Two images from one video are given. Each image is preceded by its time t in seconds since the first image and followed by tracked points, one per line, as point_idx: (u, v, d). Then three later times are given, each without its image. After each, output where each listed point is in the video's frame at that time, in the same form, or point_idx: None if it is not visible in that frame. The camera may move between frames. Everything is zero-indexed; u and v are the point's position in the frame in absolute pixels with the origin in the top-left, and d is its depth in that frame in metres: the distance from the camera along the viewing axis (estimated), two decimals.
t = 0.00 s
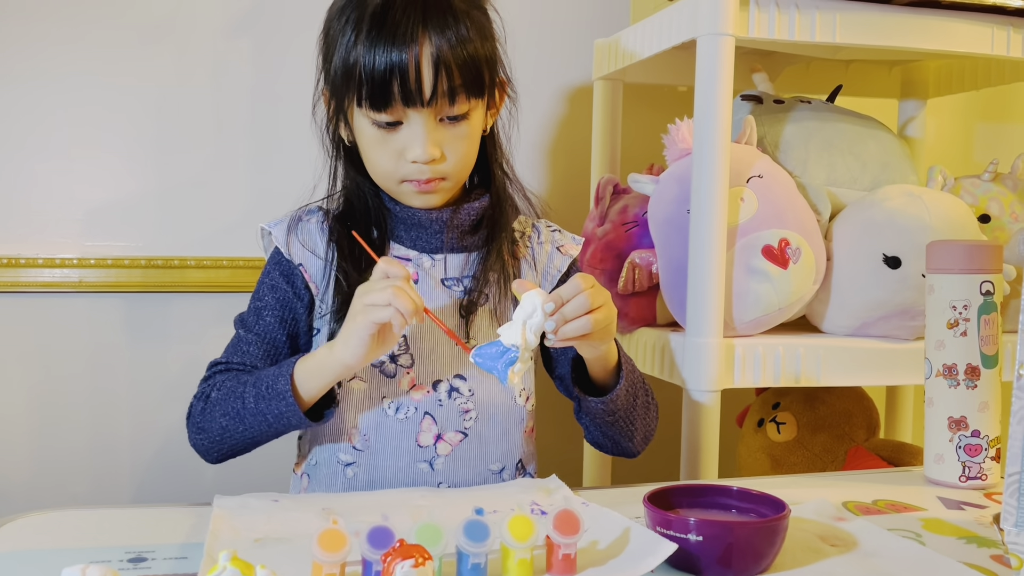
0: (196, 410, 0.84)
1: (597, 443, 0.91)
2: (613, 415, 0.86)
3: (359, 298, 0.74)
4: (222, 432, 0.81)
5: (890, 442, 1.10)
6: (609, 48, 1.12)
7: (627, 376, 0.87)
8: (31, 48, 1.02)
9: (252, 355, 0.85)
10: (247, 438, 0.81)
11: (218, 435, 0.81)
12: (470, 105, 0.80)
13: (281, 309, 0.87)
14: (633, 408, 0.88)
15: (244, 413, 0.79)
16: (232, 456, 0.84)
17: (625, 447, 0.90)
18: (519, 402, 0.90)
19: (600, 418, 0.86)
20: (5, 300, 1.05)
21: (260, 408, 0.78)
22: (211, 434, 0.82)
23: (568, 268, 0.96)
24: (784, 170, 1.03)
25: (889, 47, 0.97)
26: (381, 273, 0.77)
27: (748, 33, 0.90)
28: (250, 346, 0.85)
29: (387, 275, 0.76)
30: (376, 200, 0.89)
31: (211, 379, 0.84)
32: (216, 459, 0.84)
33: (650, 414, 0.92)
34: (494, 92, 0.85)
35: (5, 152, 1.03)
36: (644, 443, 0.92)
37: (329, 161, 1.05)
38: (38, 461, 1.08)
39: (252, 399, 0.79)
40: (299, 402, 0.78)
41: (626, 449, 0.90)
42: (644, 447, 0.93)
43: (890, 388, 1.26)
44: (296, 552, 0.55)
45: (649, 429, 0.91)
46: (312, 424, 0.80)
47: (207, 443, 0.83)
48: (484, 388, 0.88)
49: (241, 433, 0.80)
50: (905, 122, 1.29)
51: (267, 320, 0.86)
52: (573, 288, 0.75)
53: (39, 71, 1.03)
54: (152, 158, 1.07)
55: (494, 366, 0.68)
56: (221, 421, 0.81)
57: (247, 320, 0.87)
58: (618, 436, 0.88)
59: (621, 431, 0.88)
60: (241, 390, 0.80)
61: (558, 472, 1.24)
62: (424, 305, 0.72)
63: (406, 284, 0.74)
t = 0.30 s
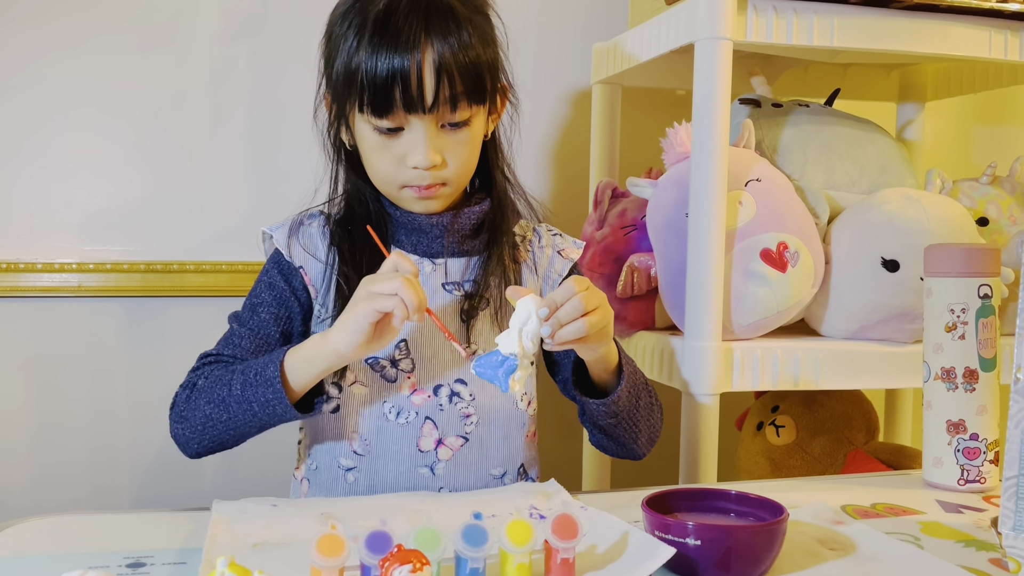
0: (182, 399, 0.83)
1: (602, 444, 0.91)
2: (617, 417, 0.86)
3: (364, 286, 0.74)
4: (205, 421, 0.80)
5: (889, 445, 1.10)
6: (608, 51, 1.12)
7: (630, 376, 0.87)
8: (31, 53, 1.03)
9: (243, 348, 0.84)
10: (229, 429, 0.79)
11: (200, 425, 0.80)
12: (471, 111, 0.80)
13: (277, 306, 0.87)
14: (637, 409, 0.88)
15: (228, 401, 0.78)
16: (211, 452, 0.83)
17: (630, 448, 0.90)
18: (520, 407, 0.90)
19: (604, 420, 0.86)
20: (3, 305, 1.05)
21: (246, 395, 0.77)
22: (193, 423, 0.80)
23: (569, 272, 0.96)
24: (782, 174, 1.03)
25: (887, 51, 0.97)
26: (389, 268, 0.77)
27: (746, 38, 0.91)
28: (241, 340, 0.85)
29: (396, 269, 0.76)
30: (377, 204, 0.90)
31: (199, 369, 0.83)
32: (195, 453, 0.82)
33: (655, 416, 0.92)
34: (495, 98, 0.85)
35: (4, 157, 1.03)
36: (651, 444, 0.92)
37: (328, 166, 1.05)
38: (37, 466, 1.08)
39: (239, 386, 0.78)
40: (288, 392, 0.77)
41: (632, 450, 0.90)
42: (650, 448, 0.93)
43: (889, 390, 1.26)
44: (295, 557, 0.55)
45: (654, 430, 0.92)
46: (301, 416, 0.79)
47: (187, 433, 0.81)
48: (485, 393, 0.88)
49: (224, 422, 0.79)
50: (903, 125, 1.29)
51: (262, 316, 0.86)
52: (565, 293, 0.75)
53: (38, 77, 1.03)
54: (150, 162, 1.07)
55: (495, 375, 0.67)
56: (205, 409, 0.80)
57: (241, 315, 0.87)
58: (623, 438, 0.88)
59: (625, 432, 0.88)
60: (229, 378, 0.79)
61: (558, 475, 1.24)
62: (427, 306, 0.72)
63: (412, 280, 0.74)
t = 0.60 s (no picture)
0: (179, 400, 0.83)
1: (606, 451, 0.91)
2: (620, 423, 0.86)
3: (366, 288, 0.74)
4: (201, 422, 0.80)
5: (888, 449, 1.10)
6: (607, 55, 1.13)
7: (633, 382, 0.87)
8: (31, 57, 1.03)
9: (241, 350, 0.84)
10: (225, 431, 0.79)
11: (197, 425, 0.80)
12: (474, 117, 0.80)
13: (276, 308, 0.87)
14: (641, 414, 0.88)
15: (225, 401, 0.78)
16: (207, 454, 0.82)
17: (633, 453, 0.90)
18: (522, 413, 0.90)
19: (608, 426, 0.86)
20: (3, 309, 1.05)
21: (242, 396, 0.77)
22: (189, 424, 0.81)
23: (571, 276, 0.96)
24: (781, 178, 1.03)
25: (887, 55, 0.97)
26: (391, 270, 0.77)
27: (745, 42, 0.91)
28: (239, 342, 0.84)
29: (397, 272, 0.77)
30: (378, 209, 0.90)
31: (197, 370, 0.83)
32: (191, 454, 0.82)
33: (658, 421, 0.92)
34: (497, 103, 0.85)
35: (4, 162, 1.03)
36: (655, 449, 0.92)
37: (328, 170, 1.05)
38: (36, 470, 1.08)
39: (236, 386, 0.78)
40: (286, 393, 0.78)
41: (636, 455, 0.90)
42: (654, 453, 0.93)
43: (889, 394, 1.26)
44: (295, 563, 0.55)
45: (657, 436, 0.92)
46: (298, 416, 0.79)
47: (183, 434, 0.81)
48: (486, 399, 0.88)
49: (220, 423, 0.79)
50: (903, 128, 1.29)
51: (262, 318, 0.86)
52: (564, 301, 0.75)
53: (37, 82, 1.03)
54: (150, 167, 1.07)
55: (497, 385, 0.69)
56: (201, 409, 0.80)
57: (241, 317, 0.87)
58: (627, 443, 0.88)
59: (628, 438, 0.88)
60: (225, 379, 0.79)
61: (558, 479, 1.24)
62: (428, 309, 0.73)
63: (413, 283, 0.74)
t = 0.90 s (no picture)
0: (181, 404, 0.83)
1: (606, 453, 0.91)
2: (620, 425, 0.86)
3: (363, 289, 0.74)
4: (203, 426, 0.80)
5: (888, 450, 1.10)
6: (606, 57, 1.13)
7: (634, 385, 0.87)
8: (30, 61, 1.03)
9: (242, 353, 0.84)
10: (227, 435, 0.79)
11: (198, 430, 0.80)
12: (474, 120, 0.80)
13: (277, 311, 0.87)
14: (642, 417, 0.88)
15: (227, 406, 0.78)
16: (210, 458, 0.83)
17: (633, 456, 0.90)
18: (522, 415, 0.90)
19: (608, 428, 0.86)
20: (3, 312, 1.05)
21: (244, 400, 0.77)
22: (191, 428, 0.81)
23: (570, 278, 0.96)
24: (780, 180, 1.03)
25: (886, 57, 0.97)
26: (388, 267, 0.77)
27: (743, 44, 0.91)
28: (240, 345, 0.84)
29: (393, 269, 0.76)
30: (377, 211, 0.90)
31: (198, 374, 0.83)
32: (193, 459, 0.82)
33: (658, 424, 0.92)
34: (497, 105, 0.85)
35: (3, 164, 1.03)
36: (655, 452, 0.92)
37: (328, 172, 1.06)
38: (36, 473, 1.08)
39: (238, 391, 0.78)
40: (287, 397, 0.77)
41: (635, 457, 0.90)
42: (653, 456, 0.93)
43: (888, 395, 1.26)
44: (295, 565, 0.55)
45: (657, 439, 0.92)
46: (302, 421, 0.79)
47: (185, 438, 0.81)
48: (486, 403, 0.88)
49: (222, 427, 0.79)
50: (902, 129, 1.29)
51: (262, 321, 0.86)
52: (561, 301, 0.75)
53: (36, 85, 1.03)
54: (149, 169, 1.08)
55: (490, 383, 0.68)
56: (203, 413, 0.80)
57: (241, 320, 0.87)
58: (626, 445, 0.89)
59: (628, 440, 0.88)
60: (227, 383, 0.79)
61: (558, 481, 1.24)
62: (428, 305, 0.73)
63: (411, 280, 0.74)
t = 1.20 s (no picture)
0: (180, 407, 0.83)
1: (605, 453, 0.91)
2: (620, 425, 0.86)
3: (360, 287, 0.74)
4: (203, 429, 0.80)
5: (888, 451, 1.10)
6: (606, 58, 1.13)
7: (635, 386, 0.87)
8: (31, 62, 1.03)
9: (241, 355, 0.84)
10: (228, 437, 0.79)
11: (199, 432, 0.80)
12: (473, 122, 0.81)
13: (275, 313, 0.87)
14: (641, 417, 0.88)
15: (227, 408, 0.78)
16: (210, 460, 0.83)
17: (632, 456, 0.90)
18: (522, 416, 0.90)
19: (608, 428, 0.86)
20: (3, 314, 1.05)
21: (245, 402, 0.77)
22: (191, 430, 0.81)
23: (569, 279, 0.96)
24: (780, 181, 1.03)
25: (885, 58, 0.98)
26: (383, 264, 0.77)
27: (743, 45, 0.91)
28: (240, 347, 0.84)
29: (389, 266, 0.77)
30: (375, 212, 0.90)
31: (198, 376, 0.83)
32: (193, 461, 0.82)
33: (657, 425, 0.92)
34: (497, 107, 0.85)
35: (4, 166, 1.03)
36: (654, 452, 0.92)
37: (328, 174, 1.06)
38: (36, 474, 1.08)
39: (238, 392, 0.78)
40: (290, 399, 0.78)
41: (634, 458, 0.90)
42: (651, 456, 0.93)
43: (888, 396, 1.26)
44: (295, 567, 0.55)
45: (656, 439, 0.92)
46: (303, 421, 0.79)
47: (185, 441, 0.81)
48: (486, 403, 0.88)
49: (223, 429, 0.79)
50: (901, 130, 1.29)
51: (261, 323, 0.86)
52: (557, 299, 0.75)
53: (37, 86, 1.03)
54: (149, 171, 1.08)
55: (490, 383, 0.69)
56: (204, 416, 0.80)
57: (240, 322, 0.87)
58: (626, 446, 0.89)
59: (628, 441, 0.88)
60: (227, 385, 0.79)
61: (558, 483, 1.24)
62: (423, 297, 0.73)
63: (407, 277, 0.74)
